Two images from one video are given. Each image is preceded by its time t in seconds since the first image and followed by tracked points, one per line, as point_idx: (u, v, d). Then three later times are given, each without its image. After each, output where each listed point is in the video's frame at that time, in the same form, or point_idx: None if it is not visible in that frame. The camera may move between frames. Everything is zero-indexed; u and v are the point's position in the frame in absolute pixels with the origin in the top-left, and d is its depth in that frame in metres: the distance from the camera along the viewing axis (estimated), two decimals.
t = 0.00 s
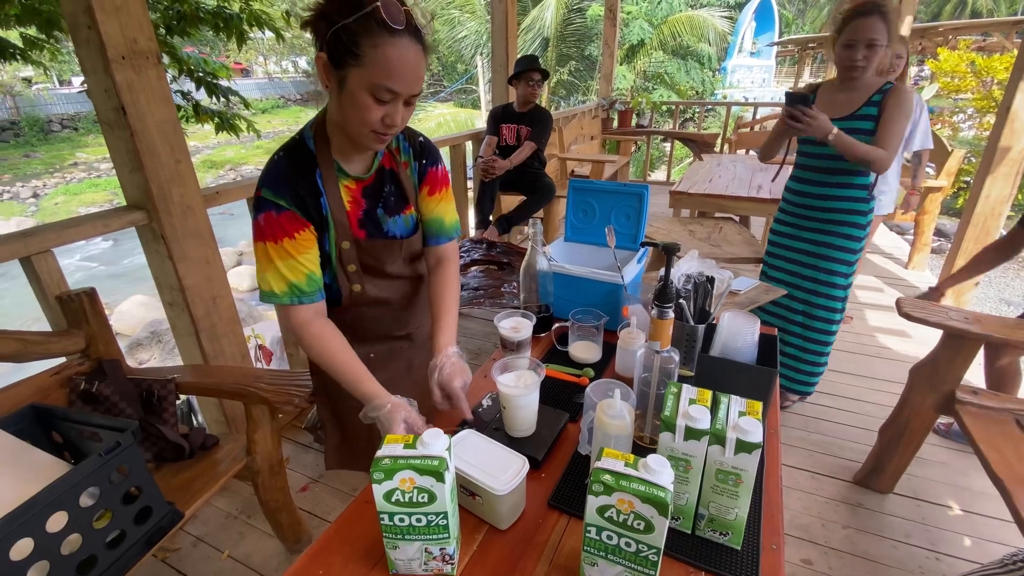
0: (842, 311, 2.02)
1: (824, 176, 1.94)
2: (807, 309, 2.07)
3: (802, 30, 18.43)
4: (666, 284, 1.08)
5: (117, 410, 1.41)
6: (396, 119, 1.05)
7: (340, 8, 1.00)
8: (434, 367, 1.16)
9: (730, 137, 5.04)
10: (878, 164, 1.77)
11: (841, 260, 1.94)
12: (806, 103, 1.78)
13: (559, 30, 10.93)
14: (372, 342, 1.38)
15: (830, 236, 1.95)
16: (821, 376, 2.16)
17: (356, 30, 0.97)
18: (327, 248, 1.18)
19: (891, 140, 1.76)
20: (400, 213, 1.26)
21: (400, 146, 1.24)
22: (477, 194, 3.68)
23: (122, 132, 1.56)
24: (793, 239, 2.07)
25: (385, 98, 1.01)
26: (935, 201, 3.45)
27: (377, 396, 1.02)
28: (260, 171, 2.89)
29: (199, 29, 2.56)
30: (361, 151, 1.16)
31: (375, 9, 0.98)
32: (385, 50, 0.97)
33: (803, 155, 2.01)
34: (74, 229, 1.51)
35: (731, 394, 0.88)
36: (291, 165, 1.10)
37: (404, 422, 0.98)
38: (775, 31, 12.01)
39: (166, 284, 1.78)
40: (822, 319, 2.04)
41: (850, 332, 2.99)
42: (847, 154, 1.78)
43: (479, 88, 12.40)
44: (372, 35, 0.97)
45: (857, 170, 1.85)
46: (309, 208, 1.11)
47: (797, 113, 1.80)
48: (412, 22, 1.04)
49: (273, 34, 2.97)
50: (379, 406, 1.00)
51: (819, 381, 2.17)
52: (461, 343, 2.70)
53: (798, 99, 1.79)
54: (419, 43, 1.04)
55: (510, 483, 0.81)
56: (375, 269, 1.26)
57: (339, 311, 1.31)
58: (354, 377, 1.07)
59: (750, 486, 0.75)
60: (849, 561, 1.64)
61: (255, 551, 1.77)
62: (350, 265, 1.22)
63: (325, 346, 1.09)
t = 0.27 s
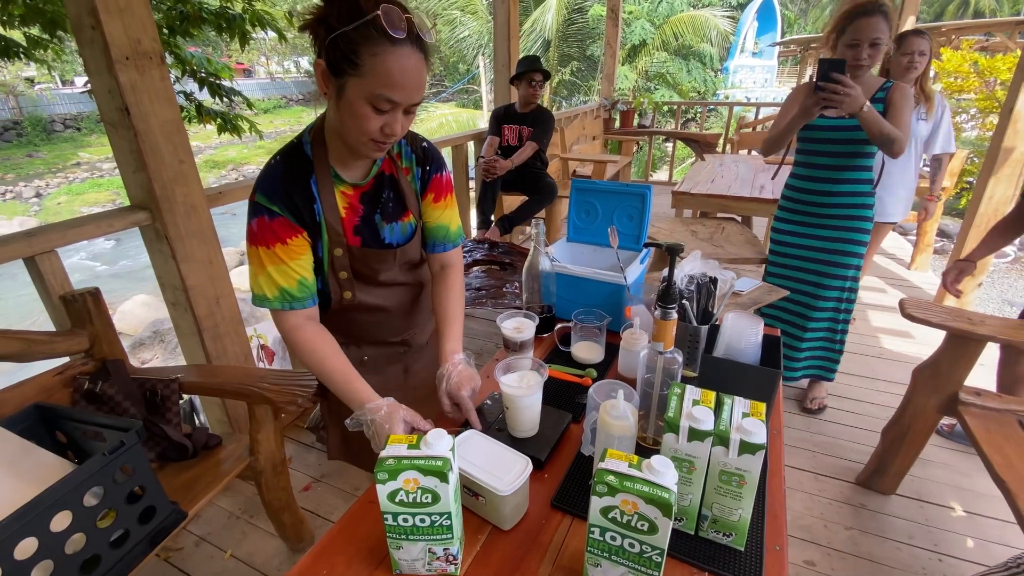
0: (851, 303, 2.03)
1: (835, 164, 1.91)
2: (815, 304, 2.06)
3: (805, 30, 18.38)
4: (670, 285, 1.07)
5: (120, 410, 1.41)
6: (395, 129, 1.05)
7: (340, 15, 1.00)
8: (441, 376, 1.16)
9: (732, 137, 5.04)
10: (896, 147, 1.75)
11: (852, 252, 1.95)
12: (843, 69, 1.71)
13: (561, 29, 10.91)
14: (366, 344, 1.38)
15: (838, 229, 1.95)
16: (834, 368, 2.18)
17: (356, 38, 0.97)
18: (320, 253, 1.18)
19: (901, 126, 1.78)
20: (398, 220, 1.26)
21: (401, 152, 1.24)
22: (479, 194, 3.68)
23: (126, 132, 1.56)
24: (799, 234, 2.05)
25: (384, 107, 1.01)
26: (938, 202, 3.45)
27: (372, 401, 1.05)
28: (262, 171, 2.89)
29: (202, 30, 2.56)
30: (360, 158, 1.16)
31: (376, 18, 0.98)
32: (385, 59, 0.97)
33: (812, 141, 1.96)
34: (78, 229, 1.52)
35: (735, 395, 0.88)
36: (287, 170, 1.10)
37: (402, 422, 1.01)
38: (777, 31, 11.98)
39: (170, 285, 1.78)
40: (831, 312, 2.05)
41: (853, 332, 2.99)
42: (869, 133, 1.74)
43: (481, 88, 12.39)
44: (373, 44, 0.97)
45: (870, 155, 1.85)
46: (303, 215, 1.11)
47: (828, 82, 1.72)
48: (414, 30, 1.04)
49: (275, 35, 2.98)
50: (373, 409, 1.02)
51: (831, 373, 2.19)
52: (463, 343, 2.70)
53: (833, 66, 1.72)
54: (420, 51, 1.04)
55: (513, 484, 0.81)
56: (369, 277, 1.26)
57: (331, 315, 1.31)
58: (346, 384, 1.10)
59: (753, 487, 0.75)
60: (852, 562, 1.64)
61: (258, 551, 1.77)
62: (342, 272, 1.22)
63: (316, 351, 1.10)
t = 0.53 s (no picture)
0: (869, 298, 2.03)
1: (851, 156, 1.92)
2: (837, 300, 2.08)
3: (807, 30, 18.33)
4: (677, 286, 1.07)
5: (126, 410, 1.42)
6: (405, 128, 1.05)
7: (353, 14, 1.00)
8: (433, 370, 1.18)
9: (736, 136, 5.02)
10: (914, 142, 1.74)
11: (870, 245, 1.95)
12: (869, 55, 1.71)
13: (563, 29, 10.89)
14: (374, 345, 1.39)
15: (856, 224, 1.96)
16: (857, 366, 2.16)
17: (368, 37, 0.97)
18: (328, 252, 1.18)
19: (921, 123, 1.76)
20: (408, 219, 1.26)
21: (410, 150, 1.24)
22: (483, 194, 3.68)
23: (131, 132, 1.56)
24: (817, 232, 2.06)
25: (395, 107, 1.01)
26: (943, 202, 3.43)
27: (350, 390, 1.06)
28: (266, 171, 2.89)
29: (206, 29, 2.56)
30: (370, 156, 1.16)
31: (389, 17, 0.98)
32: (397, 59, 0.97)
33: (830, 137, 1.97)
34: (83, 229, 1.52)
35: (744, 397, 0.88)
36: (296, 169, 1.10)
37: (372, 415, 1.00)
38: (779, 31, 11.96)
39: (175, 284, 1.78)
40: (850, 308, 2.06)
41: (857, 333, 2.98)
42: (887, 125, 1.74)
43: (483, 88, 12.39)
44: (385, 44, 0.97)
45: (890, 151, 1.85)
46: (310, 214, 1.12)
47: (853, 68, 1.73)
48: (427, 30, 1.04)
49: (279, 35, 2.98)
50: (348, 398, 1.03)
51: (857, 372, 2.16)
52: (466, 343, 2.70)
53: (858, 53, 1.73)
54: (433, 51, 1.03)
55: (522, 484, 0.81)
56: (378, 275, 1.26)
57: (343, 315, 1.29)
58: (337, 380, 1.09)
59: (763, 489, 0.74)
60: (857, 564, 1.63)
61: (262, 550, 1.77)
62: (353, 271, 1.21)
63: (314, 353, 1.11)
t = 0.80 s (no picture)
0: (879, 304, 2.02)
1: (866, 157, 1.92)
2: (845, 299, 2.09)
3: (808, 31, 18.35)
4: (679, 288, 1.07)
5: (127, 410, 1.42)
6: (413, 126, 1.06)
7: (362, 14, 1.00)
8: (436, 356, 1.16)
9: (736, 138, 5.02)
10: (931, 147, 1.72)
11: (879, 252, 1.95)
12: (883, 56, 1.71)
13: (564, 30, 10.90)
14: (382, 344, 1.37)
15: (869, 228, 1.96)
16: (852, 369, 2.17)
17: (378, 37, 0.98)
18: (337, 248, 1.18)
19: (939, 128, 1.75)
20: (415, 213, 1.27)
21: (416, 147, 1.25)
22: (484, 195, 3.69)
23: (133, 132, 1.56)
24: (830, 229, 2.07)
25: (403, 105, 1.02)
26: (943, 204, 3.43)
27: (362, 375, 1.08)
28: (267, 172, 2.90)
29: (207, 31, 2.57)
30: (377, 153, 1.16)
31: (399, 17, 0.99)
32: (406, 57, 0.98)
33: (845, 139, 1.98)
34: (85, 229, 1.52)
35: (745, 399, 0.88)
36: (306, 167, 1.10)
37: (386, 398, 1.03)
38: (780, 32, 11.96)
39: (176, 285, 1.79)
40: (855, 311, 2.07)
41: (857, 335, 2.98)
42: (904, 128, 1.74)
43: (484, 89, 12.41)
44: (395, 43, 0.98)
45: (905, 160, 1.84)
46: (320, 211, 1.12)
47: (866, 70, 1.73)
48: (434, 30, 1.05)
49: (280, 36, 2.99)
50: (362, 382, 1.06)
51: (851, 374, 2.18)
52: (467, 344, 2.70)
53: (873, 53, 1.72)
54: (440, 51, 1.04)
55: (523, 485, 0.81)
56: (389, 272, 1.26)
57: (351, 313, 1.29)
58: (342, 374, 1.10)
59: (764, 490, 0.75)
60: (857, 565, 1.63)
61: (262, 551, 1.77)
62: (364, 267, 1.21)
63: (319, 346, 1.10)
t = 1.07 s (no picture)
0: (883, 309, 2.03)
1: (875, 160, 1.92)
2: (850, 303, 2.10)
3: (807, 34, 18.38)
4: (677, 289, 1.08)
5: (126, 411, 1.42)
6: (416, 130, 1.06)
7: (369, 18, 1.01)
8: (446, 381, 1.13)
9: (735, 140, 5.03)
10: (939, 150, 1.73)
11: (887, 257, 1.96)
12: (893, 58, 1.72)
13: (563, 33, 10.92)
14: (378, 344, 1.38)
15: (877, 232, 1.96)
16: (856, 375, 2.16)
17: (384, 41, 0.99)
18: (336, 249, 1.18)
19: (948, 132, 1.75)
20: (412, 218, 1.27)
21: (416, 152, 1.25)
22: (483, 197, 3.69)
23: (134, 134, 1.57)
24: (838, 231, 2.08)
25: (407, 109, 1.02)
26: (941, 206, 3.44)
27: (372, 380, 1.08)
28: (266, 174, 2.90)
29: (207, 33, 2.58)
30: (379, 157, 1.16)
31: (405, 23, 1.00)
32: (411, 62, 0.98)
33: (853, 142, 1.98)
34: (85, 230, 1.52)
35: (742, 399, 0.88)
36: (308, 167, 1.11)
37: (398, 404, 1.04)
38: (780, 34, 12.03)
39: (175, 286, 1.79)
40: (861, 316, 2.07)
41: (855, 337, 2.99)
42: (913, 130, 1.74)
43: (484, 91, 12.44)
44: (400, 48, 0.98)
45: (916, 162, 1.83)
46: (321, 211, 1.12)
47: (875, 71, 1.74)
48: (441, 37, 1.06)
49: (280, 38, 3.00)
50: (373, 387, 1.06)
51: (853, 382, 2.17)
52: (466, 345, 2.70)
53: (883, 55, 1.74)
54: (445, 57, 1.05)
55: (522, 486, 0.82)
56: (386, 275, 1.27)
57: (346, 311, 1.30)
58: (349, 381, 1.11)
59: (762, 491, 0.75)
60: (855, 567, 1.64)
61: (261, 552, 1.77)
62: (361, 268, 1.22)
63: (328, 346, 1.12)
